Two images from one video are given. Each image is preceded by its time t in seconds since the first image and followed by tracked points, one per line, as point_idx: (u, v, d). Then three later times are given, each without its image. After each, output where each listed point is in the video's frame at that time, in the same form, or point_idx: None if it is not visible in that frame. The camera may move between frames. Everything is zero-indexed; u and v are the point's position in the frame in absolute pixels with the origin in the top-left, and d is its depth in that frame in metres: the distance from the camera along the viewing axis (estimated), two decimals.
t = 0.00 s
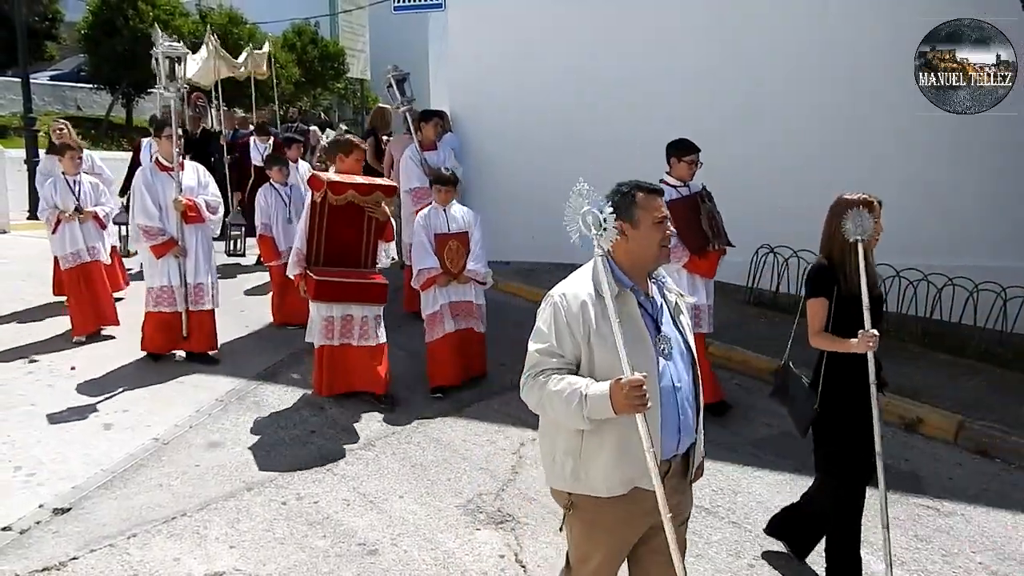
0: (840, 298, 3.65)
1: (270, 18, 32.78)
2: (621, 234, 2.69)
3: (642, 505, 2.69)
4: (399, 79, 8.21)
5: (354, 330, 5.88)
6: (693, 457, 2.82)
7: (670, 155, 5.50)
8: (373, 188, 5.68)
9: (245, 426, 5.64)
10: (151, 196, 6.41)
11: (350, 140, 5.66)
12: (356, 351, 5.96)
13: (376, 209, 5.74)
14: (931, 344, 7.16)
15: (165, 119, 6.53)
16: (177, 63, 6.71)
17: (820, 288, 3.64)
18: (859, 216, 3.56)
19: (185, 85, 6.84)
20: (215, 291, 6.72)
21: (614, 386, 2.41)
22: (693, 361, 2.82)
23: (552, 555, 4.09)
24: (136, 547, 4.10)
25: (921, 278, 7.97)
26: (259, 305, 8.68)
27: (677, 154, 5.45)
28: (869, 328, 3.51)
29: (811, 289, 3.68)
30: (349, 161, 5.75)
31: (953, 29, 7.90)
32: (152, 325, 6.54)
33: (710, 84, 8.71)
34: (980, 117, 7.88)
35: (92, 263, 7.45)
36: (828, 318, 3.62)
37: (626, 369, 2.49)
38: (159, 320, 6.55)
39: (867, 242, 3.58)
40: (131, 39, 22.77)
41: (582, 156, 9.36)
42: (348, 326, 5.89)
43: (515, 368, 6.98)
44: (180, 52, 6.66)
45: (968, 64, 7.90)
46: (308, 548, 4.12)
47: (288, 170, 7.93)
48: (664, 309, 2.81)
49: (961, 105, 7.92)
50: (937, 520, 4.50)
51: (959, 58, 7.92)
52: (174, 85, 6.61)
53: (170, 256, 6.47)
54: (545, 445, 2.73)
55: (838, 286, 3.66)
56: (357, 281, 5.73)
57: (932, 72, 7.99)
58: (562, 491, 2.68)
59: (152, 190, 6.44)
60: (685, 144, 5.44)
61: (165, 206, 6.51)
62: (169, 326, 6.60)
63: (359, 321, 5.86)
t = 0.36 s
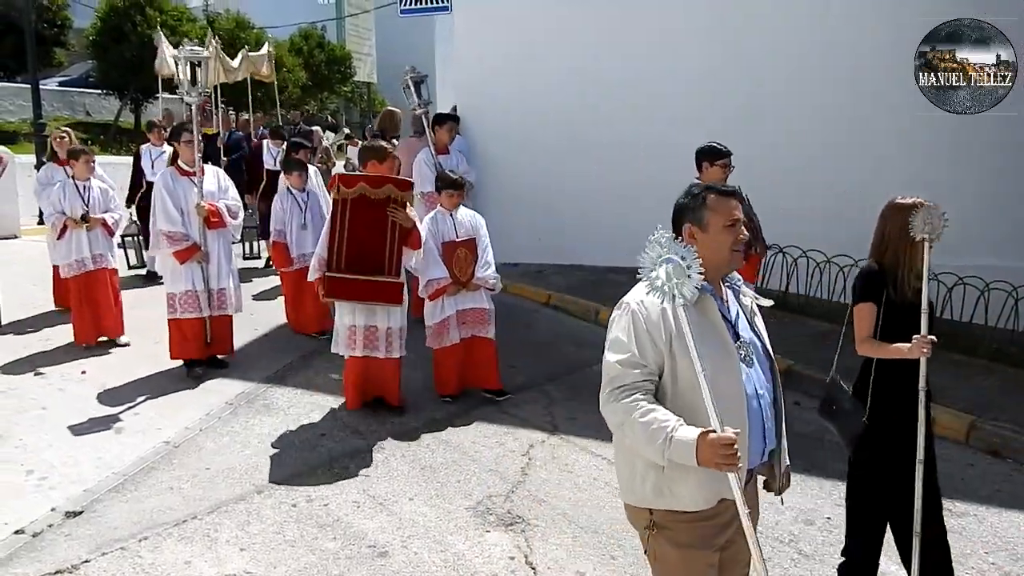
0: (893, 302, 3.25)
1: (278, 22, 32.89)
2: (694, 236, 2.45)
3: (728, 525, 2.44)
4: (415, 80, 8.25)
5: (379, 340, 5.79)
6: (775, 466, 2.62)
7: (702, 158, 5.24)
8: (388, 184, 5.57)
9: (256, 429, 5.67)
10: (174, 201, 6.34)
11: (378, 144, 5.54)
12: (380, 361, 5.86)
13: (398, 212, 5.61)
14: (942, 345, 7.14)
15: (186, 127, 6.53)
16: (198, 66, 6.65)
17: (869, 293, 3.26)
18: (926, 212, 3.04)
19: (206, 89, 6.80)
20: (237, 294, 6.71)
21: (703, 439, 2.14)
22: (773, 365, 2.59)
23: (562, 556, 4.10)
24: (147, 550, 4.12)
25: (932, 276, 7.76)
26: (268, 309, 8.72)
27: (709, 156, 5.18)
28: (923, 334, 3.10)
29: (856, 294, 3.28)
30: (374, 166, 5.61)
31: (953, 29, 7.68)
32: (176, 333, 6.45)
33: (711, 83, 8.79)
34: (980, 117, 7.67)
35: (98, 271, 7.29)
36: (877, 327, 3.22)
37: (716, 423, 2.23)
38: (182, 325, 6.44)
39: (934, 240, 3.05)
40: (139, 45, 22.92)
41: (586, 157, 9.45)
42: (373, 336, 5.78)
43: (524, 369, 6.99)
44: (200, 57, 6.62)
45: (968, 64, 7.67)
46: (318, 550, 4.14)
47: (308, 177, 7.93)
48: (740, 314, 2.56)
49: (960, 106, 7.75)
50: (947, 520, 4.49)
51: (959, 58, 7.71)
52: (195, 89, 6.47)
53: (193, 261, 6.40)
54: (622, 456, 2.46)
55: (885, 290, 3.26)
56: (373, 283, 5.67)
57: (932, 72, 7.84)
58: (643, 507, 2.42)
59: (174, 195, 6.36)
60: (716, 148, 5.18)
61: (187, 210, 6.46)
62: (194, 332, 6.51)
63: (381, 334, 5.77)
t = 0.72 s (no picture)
0: (961, 318, 3.19)
1: (290, 25, 32.96)
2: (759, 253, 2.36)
3: (790, 550, 2.41)
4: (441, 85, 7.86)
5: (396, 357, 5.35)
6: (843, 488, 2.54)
7: (729, 161, 5.17)
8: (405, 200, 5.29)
9: (267, 431, 5.65)
10: (186, 207, 6.19)
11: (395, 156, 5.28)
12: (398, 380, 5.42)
13: (415, 226, 5.34)
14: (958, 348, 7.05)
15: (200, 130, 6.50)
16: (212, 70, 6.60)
17: (934, 308, 3.19)
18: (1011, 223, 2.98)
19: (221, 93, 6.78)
20: (252, 302, 6.55)
21: (779, 456, 2.10)
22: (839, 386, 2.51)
23: (573, 560, 4.05)
24: (159, 552, 4.10)
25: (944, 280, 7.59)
26: (278, 312, 8.71)
27: (736, 160, 5.12)
28: (987, 350, 3.06)
29: (919, 309, 3.23)
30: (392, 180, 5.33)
31: (953, 28, 7.53)
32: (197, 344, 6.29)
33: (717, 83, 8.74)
34: (981, 117, 7.50)
35: (125, 279, 7.04)
36: (942, 342, 3.17)
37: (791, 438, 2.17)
38: (200, 337, 6.29)
39: (1016, 251, 3.01)
40: (151, 48, 23.01)
41: (594, 159, 9.41)
42: (391, 352, 5.37)
43: (534, 372, 6.95)
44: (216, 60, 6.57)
45: (968, 64, 7.52)
46: (329, 554, 4.10)
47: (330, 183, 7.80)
48: (806, 334, 2.47)
49: (960, 106, 7.60)
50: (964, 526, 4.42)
51: (959, 58, 7.58)
52: (209, 93, 6.46)
53: (207, 269, 6.24)
54: (682, 484, 2.41)
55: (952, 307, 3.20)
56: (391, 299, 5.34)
57: (932, 72, 7.72)
58: (706, 537, 2.38)
59: (187, 201, 6.24)
60: (743, 150, 5.13)
61: (200, 216, 6.30)
62: (209, 344, 6.32)
63: (400, 348, 5.36)
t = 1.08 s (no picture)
0: None
1: (300, 41, 33.11)
2: (830, 293, 2.17)
3: None
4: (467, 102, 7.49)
5: (408, 384, 5.18)
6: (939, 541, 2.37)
7: (760, 179, 5.07)
8: (419, 222, 5.03)
9: (276, 447, 5.61)
10: (195, 224, 6.11)
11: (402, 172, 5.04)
12: (410, 407, 5.25)
13: (427, 247, 5.08)
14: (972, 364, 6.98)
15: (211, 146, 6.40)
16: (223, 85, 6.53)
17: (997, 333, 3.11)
18: None
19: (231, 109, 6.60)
20: (263, 322, 6.37)
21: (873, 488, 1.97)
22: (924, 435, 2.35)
23: None
24: (168, 569, 4.06)
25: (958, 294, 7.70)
26: (287, 328, 8.69)
27: (767, 178, 5.02)
28: None
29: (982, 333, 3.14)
30: (402, 199, 5.11)
31: (953, 28, 7.72)
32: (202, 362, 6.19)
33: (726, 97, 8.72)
34: (981, 117, 7.71)
35: (144, 296, 6.98)
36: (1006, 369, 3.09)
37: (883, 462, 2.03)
38: (200, 359, 6.20)
39: None
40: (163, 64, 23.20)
41: (603, 174, 9.40)
42: (402, 377, 5.18)
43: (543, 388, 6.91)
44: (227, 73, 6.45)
45: (968, 64, 7.69)
46: (339, 571, 4.05)
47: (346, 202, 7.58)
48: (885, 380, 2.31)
49: (960, 106, 7.78)
50: (982, 544, 4.34)
51: (959, 58, 7.73)
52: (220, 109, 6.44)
53: (215, 287, 6.14)
54: (756, 548, 2.29)
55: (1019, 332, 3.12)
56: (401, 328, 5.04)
57: (932, 72, 7.83)
58: None
59: (196, 218, 6.16)
60: (774, 167, 5.01)
61: (208, 234, 6.20)
62: (213, 364, 6.23)
63: (411, 375, 5.16)
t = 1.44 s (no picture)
0: None
1: (316, 57, 33.38)
2: (929, 325, 2.15)
3: None
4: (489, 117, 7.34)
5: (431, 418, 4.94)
6: None
7: (807, 199, 5.17)
8: (447, 251, 4.56)
9: (290, 462, 5.60)
10: (220, 245, 5.97)
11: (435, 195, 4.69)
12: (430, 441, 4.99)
13: (461, 275, 4.63)
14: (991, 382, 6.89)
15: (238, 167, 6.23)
16: (249, 105, 6.35)
17: None
18: None
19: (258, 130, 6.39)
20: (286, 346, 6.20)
21: (985, 543, 1.87)
22: None
23: None
24: None
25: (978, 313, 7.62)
26: (302, 342, 8.71)
27: (814, 198, 5.11)
28: None
29: None
30: (437, 222, 4.73)
31: (953, 29, 7.67)
32: (212, 385, 6.14)
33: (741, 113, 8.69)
34: (981, 116, 7.66)
35: (161, 314, 6.90)
36: None
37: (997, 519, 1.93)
38: (224, 379, 6.11)
39: None
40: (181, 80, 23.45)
41: (616, 189, 9.39)
42: (427, 410, 4.94)
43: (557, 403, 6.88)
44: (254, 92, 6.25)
45: (968, 64, 7.64)
46: None
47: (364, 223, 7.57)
48: (982, 425, 2.25)
49: (961, 105, 7.71)
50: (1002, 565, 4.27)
51: (959, 59, 7.69)
52: (247, 129, 6.25)
53: (238, 309, 6.01)
54: None
55: None
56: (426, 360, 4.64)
57: (932, 72, 7.79)
58: None
59: (222, 239, 6.02)
60: (822, 187, 5.10)
61: (234, 255, 6.05)
62: (237, 385, 6.15)
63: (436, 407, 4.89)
